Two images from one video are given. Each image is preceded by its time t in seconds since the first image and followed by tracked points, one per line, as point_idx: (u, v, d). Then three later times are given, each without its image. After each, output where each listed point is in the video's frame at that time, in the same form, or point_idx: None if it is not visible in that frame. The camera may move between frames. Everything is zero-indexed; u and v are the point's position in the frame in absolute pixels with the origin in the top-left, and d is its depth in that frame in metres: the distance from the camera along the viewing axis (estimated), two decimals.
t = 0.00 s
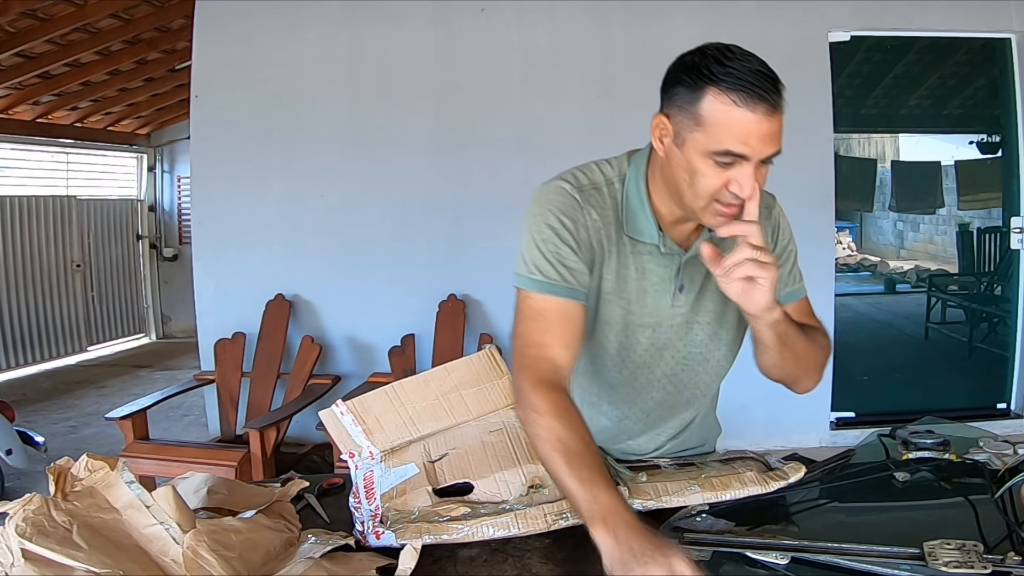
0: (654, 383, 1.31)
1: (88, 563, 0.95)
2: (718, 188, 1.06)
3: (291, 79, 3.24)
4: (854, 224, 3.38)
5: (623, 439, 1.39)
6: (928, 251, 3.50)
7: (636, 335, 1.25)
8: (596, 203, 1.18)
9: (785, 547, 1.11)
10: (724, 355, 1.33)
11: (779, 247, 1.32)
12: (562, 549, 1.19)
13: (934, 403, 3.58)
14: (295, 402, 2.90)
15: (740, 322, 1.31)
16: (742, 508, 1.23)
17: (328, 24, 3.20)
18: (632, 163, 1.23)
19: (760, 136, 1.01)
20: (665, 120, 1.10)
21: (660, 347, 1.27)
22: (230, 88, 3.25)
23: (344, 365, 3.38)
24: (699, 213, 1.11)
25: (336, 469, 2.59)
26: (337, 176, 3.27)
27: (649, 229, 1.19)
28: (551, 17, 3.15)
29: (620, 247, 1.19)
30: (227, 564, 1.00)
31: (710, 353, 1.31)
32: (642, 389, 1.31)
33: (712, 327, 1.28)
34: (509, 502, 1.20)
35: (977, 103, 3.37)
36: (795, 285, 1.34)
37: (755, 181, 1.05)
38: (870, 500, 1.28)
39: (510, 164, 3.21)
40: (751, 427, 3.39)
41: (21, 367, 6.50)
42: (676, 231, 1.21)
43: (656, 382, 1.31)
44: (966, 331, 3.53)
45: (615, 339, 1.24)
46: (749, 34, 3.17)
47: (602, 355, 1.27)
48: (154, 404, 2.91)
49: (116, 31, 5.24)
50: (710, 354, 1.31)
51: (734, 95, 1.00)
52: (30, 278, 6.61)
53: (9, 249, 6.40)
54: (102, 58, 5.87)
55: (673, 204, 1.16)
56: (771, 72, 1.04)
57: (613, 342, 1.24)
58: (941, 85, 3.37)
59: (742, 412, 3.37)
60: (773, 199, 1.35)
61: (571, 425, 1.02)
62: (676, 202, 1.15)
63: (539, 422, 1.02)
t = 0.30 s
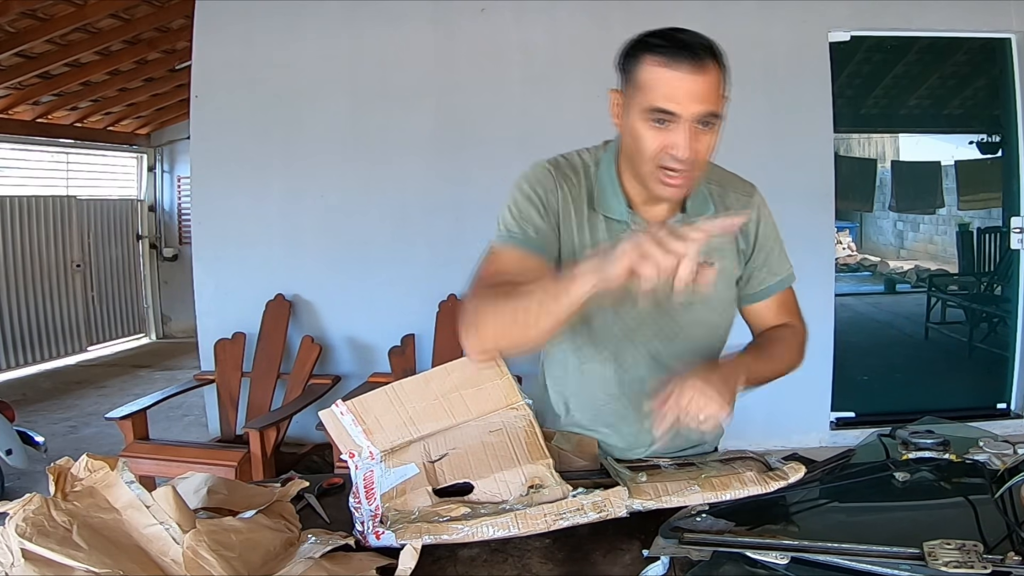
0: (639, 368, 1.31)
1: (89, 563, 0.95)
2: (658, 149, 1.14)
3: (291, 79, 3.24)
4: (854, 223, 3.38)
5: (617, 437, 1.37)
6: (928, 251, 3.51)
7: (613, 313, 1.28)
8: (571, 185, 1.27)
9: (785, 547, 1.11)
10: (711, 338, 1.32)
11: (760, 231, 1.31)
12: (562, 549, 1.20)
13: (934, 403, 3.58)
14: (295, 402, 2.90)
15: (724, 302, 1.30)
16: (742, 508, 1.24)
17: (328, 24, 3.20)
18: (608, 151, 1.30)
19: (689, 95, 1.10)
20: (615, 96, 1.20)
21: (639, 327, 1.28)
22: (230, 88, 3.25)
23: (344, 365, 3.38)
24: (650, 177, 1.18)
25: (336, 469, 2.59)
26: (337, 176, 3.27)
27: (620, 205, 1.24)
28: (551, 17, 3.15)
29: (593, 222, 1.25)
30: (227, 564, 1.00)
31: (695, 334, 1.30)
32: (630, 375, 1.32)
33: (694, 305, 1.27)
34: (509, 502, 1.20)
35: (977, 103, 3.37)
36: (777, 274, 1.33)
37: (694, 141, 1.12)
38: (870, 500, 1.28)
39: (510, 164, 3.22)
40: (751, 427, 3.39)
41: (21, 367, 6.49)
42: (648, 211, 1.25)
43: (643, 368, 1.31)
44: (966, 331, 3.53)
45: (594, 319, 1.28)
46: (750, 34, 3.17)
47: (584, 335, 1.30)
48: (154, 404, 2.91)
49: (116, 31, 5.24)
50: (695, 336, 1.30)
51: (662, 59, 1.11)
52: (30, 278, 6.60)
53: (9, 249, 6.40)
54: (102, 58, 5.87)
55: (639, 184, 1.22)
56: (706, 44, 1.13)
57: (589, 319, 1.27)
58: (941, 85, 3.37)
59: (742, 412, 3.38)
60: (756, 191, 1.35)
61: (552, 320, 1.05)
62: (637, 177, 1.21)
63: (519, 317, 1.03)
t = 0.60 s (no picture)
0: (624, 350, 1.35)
1: (88, 562, 0.95)
2: (596, 131, 1.18)
3: (291, 79, 3.24)
4: (854, 223, 3.38)
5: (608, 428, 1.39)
6: (928, 251, 3.51)
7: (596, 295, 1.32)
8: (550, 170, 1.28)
9: (785, 547, 1.11)
10: (696, 313, 1.36)
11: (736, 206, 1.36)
12: (562, 549, 1.20)
13: (934, 403, 3.58)
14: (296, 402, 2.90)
15: (707, 276, 1.35)
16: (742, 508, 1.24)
17: (328, 24, 3.20)
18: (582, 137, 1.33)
19: (606, 71, 1.15)
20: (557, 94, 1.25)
21: (624, 307, 1.33)
22: (230, 87, 3.25)
23: (344, 365, 3.38)
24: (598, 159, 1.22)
25: (336, 469, 2.59)
26: (337, 176, 3.27)
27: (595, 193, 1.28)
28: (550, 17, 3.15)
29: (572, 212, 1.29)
30: (227, 564, 1.00)
31: (681, 309, 1.34)
32: (619, 358, 1.35)
33: (677, 280, 1.32)
34: (509, 503, 1.19)
35: (977, 103, 3.37)
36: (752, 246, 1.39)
37: (619, 114, 1.16)
38: (870, 500, 1.28)
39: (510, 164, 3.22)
40: (750, 427, 3.39)
41: (21, 367, 6.49)
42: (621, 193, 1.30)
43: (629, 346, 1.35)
44: (965, 331, 3.53)
45: (579, 304, 1.32)
46: (750, 34, 3.17)
47: (571, 321, 1.34)
48: (154, 404, 2.91)
49: (116, 31, 5.24)
50: (681, 312, 1.35)
51: (572, 49, 1.16)
52: (30, 278, 6.60)
53: (9, 249, 6.40)
54: (102, 58, 5.87)
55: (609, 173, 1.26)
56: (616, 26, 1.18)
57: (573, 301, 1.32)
58: (941, 85, 3.37)
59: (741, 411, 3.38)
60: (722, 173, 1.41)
61: (553, 242, 1.06)
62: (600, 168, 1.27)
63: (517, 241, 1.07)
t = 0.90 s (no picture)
0: (615, 336, 1.35)
1: (89, 562, 0.95)
2: (557, 114, 1.23)
3: (292, 79, 3.24)
4: (854, 224, 3.38)
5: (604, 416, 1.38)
6: (928, 251, 3.51)
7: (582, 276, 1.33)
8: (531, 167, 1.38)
9: (785, 547, 1.11)
10: (687, 295, 1.36)
11: (721, 187, 1.39)
12: (562, 549, 1.20)
13: (934, 403, 3.58)
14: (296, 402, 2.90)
15: (695, 256, 1.36)
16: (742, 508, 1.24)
17: (328, 24, 3.20)
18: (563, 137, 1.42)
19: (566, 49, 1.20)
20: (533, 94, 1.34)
21: (612, 291, 1.33)
22: (230, 87, 3.25)
23: (344, 365, 3.38)
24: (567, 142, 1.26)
25: (336, 469, 2.59)
26: (337, 176, 3.27)
27: (575, 180, 1.35)
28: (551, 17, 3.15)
29: (555, 201, 1.35)
30: (227, 564, 1.00)
31: (670, 289, 1.35)
32: (610, 344, 1.35)
33: (664, 260, 1.34)
34: (509, 503, 1.19)
35: (977, 103, 3.37)
36: (743, 230, 1.39)
37: (576, 98, 1.21)
38: (869, 500, 1.28)
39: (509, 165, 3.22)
40: (751, 428, 3.39)
41: (21, 367, 6.49)
42: (602, 179, 1.36)
43: (621, 332, 1.35)
44: (966, 331, 3.53)
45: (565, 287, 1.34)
46: (750, 34, 3.17)
47: (558, 306, 1.35)
48: (154, 404, 2.91)
49: (116, 31, 5.24)
50: (670, 292, 1.35)
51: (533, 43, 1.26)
52: (30, 278, 6.60)
53: (9, 249, 6.40)
54: (102, 58, 5.87)
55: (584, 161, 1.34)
56: (592, 22, 1.27)
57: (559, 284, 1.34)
58: (941, 86, 3.37)
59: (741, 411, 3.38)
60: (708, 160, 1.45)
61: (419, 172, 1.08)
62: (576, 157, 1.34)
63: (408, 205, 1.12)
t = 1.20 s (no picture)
0: (609, 338, 1.37)
1: (89, 563, 0.95)
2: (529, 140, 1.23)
3: (291, 79, 3.24)
4: (854, 224, 3.38)
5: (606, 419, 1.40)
6: (928, 251, 3.51)
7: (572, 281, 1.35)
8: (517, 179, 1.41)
9: (785, 547, 1.11)
10: (679, 291, 1.36)
11: (710, 181, 1.39)
12: (562, 549, 1.20)
13: (934, 403, 3.58)
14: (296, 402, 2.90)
15: (686, 252, 1.35)
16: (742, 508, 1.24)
17: (328, 25, 3.20)
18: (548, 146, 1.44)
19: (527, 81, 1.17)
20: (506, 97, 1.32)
21: (605, 294, 1.35)
22: (230, 87, 3.25)
23: (344, 365, 3.38)
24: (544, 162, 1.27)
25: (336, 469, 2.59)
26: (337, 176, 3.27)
27: (563, 190, 1.35)
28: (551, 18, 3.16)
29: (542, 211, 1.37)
30: (227, 564, 1.00)
31: (661, 287, 1.35)
32: (605, 346, 1.37)
33: (653, 258, 1.34)
34: (509, 503, 1.19)
35: (977, 103, 3.37)
36: (735, 221, 1.37)
37: (542, 124, 1.20)
38: (869, 500, 1.28)
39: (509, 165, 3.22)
40: (750, 427, 3.39)
41: (21, 367, 6.49)
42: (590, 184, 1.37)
43: (615, 334, 1.36)
44: (965, 331, 3.53)
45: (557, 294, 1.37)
46: (750, 34, 3.17)
47: (552, 313, 1.38)
48: (154, 404, 2.91)
49: (116, 31, 5.24)
50: (661, 290, 1.35)
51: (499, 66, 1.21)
52: (30, 278, 6.60)
53: (9, 249, 6.40)
54: (102, 58, 5.87)
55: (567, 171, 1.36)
56: (565, 34, 1.20)
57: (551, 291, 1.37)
58: (941, 85, 3.36)
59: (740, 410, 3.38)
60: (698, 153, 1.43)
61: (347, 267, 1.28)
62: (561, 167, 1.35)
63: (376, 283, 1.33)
